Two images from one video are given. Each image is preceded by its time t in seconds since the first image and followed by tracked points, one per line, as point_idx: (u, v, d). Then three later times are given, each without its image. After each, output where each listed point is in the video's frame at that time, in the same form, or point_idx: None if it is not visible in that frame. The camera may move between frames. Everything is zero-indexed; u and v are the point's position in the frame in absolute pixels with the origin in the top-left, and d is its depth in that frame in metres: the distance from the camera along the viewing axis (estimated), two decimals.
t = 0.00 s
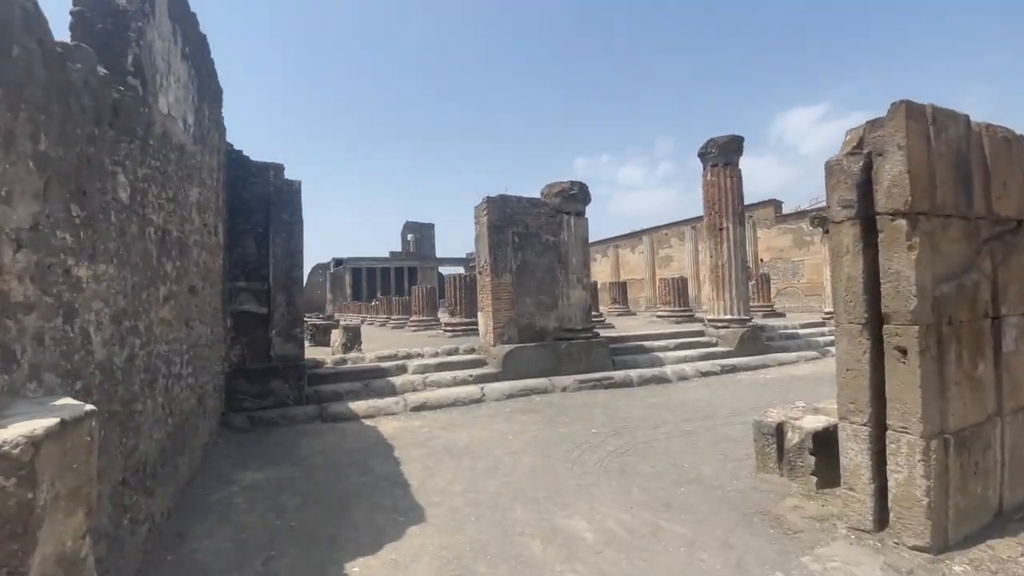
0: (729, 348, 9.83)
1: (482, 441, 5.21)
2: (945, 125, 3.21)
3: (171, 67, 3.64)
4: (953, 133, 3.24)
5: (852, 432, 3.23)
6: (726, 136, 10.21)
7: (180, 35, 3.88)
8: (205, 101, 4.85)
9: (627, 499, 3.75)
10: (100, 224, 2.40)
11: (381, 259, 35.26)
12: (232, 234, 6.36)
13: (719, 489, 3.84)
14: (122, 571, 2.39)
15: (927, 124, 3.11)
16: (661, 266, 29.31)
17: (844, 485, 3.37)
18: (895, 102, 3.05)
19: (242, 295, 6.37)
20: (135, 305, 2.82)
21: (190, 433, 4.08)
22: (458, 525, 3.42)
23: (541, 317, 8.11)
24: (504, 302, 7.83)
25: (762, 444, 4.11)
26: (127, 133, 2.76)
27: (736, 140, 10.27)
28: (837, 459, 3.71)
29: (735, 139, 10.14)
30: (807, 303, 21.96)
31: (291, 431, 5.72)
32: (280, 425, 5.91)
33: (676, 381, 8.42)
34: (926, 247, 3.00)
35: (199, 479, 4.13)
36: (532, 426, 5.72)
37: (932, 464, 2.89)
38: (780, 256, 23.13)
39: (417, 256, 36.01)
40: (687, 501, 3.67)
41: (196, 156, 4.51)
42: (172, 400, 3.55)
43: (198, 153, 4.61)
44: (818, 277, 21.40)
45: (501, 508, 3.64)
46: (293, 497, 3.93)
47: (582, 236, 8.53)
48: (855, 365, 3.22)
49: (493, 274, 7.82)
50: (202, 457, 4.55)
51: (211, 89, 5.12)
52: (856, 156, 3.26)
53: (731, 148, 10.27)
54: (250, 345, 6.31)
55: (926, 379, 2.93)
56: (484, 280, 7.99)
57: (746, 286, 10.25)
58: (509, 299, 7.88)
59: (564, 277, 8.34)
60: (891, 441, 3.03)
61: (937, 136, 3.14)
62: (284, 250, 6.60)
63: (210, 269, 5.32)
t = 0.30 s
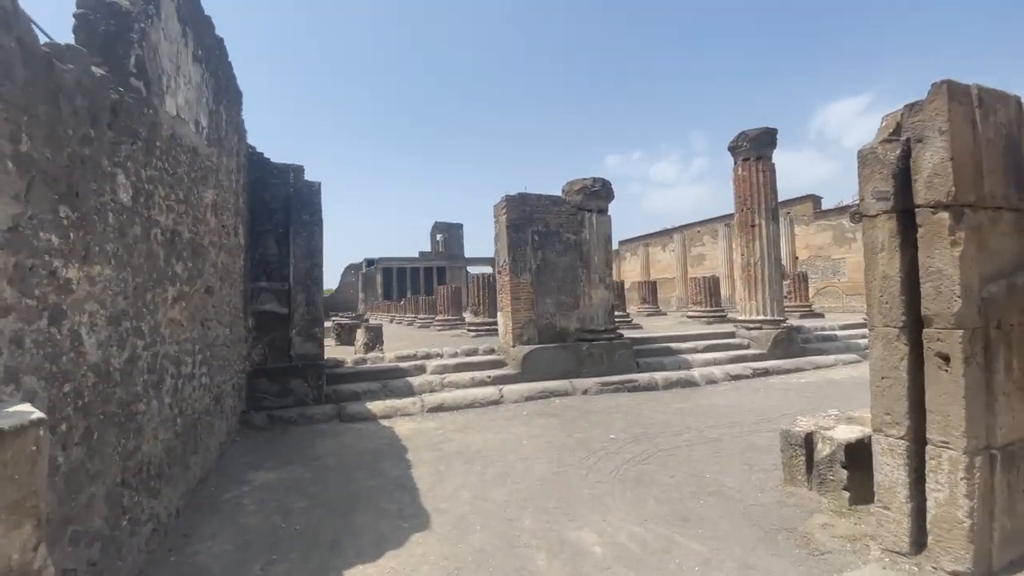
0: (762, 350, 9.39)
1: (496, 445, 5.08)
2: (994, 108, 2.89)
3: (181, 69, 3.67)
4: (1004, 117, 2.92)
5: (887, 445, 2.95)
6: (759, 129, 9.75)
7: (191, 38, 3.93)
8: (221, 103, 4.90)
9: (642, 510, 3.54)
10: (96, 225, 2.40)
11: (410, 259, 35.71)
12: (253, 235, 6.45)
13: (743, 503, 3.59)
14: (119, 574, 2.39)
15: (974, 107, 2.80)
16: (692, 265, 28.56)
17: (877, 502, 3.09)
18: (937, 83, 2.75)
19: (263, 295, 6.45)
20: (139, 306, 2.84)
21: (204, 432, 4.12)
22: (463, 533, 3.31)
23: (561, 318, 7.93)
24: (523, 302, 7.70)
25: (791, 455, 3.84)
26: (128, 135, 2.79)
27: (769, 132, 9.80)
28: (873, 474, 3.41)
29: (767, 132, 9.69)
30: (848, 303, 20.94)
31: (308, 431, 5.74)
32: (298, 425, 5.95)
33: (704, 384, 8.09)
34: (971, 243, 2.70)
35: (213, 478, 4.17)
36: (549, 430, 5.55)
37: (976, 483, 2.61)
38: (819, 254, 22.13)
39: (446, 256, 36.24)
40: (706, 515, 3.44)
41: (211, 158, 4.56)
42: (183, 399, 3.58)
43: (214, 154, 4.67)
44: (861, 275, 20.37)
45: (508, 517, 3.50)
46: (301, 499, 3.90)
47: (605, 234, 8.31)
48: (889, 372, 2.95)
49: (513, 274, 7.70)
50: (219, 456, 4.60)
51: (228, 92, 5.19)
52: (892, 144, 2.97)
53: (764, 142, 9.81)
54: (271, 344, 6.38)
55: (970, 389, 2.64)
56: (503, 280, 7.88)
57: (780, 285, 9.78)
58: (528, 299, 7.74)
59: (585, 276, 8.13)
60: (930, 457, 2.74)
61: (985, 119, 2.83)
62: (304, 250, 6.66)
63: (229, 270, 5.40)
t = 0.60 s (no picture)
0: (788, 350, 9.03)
1: (508, 448, 4.95)
2: None
3: (186, 68, 3.65)
4: None
5: (923, 456, 2.71)
6: (784, 120, 9.38)
7: (198, 37, 3.92)
8: (231, 103, 4.90)
9: (658, 520, 3.36)
10: (90, 225, 2.37)
11: (431, 259, 35.89)
12: (268, 235, 6.47)
13: (766, 515, 3.38)
14: None
15: (1019, 87, 2.54)
16: (717, 263, 27.92)
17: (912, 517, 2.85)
18: (977, 61, 2.50)
19: (278, 295, 6.45)
20: (139, 307, 2.81)
21: (214, 433, 4.11)
22: (469, 541, 3.18)
23: (578, 318, 7.76)
24: (538, 302, 7.55)
25: (817, 464, 3.60)
26: (128, 134, 2.77)
27: (796, 124, 9.41)
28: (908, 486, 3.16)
29: (793, 123, 9.31)
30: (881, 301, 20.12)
31: (320, 432, 5.72)
32: (312, 425, 5.93)
33: (727, 386, 7.80)
34: (1016, 237, 2.45)
35: (222, 479, 4.15)
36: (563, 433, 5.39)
37: None
38: (850, 251, 21.33)
39: (467, 256, 36.29)
40: (726, 527, 3.24)
41: (221, 158, 4.56)
42: (190, 400, 3.58)
43: (224, 155, 4.68)
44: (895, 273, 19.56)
45: (517, 525, 3.37)
46: (308, 502, 3.84)
47: (622, 231, 8.09)
48: (927, 378, 2.70)
49: (527, 273, 7.56)
50: (230, 456, 4.60)
51: (240, 92, 5.20)
52: (927, 129, 2.73)
53: (790, 134, 9.42)
54: (286, 344, 6.38)
55: (1017, 397, 2.39)
56: (518, 279, 7.74)
57: (808, 283, 9.40)
58: (543, 298, 7.59)
59: (602, 275, 7.94)
60: (972, 470, 2.50)
61: None
62: (317, 250, 6.66)
63: (242, 270, 5.41)
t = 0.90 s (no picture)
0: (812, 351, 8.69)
1: (520, 452, 4.77)
2: None
3: (186, 61, 3.55)
4: None
5: (974, 467, 2.47)
6: (806, 112, 9.05)
7: (199, 31, 3.82)
8: (236, 100, 4.81)
9: (679, 533, 3.15)
10: (78, 222, 2.29)
11: (444, 259, 35.89)
12: (277, 235, 6.39)
13: (796, 528, 3.14)
14: None
15: None
16: (735, 261, 27.39)
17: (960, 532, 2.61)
18: None
19: (287, 296, 6.36)
20: (133, 307, 2.70)
21: (218, 436, 4.02)
22: (477, 553, 3.02)
23: (592, 317, 7.55)
24: (551, 301, 7.36)
25: (851, 473, 3.37)
26: (121, 128, 2.67)
27: (818, 116, 9.08)
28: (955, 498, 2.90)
29: (816, 115, 8.97)
30: (907, 300, 19.48)
31: (328, 435, 5.60)
32: (321, 427, 5.83)
33: (748, 388, 7.51)
34: None
35: (227, 483, 4.06)
36: (577, 436, 5.19)
37: None
38: (874, 248, 20.71)
39: (480, 256, 36.22)
40: (753, 541, 3.01)
41: (225, 155, 4.48)
42: (191, 403, 3.48)
43: (229, 152, 4.59)
44: (921, 270, 18.91)
45: (528, 536, 3.19)
46: (312, 508, 3.71)
47: (638, 228, 7.86)
48: (981, 382, 2.46)
49: (540, 272, 7.37)
50: (236, 460, 4.51)
51: (246, 89, 5.11)
52: (977, 107, 2.48)
53: (812, 126, 9.09)
54: (295, 345, 6.29)
55: None
56: (530, 278, 7.57)
57: (832, 281, 9.05)
58: (556, 297, 7.40)
59: (617, 273, 7.72)
60: None
61: None
62: (326, 250, 6.57)
63: (249, 270, 5.34)
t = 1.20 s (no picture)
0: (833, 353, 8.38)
1: (529, 462, 4.56)
2: None
3: (181, 56, 3.41)
4: None
5: None
6: (825, 106, 8.75)
7: (195, 26, 3.69)
8: (237, 98, 4.68)
9: (701, 553, 2.93)
10: (55, 223, 2.14)
11: (454, 261, 35.81)
12: (281, 237, 6.27)
13: (829, 549, 2.90)
14: None
15: None
16: (748, 261, 26.93)
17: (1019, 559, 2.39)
18: None
19: (291, 299, 6.23)
20: (118, 313, 2.56)
21: (216, 445, 3.88)
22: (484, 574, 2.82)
23: (604, 319, 7.33)
24: (562, 303, 7.16)
25: (889, 489, 3.15)
26: (106, 124, 2.52)
27: (838, 109, 8.77)
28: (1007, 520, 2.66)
29: (836, 108, 8.67)
30: (928, 300, 18.94)
31: (333, 442, 5.45)
32: (325, 434, 5.69)
33: (767, 393, 7.23)
34: None
35: (226, 494, 3.92)
36: (590, 445, 4.98)
37: None
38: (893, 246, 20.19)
39: (490, 257, 36.08)
40: (782, 563, 2.78)
41: (225, 155, 4.35)
42: (186, 412, 3.35)
43: (229, 152, 4.46)
44: (943, 269, 18.38)
45: (538, 555, 2.99)
46: (312, 522, 3.55)
47: (651, 227, 7.63)
48: None
49: (550, 273, 7.18)
50: (236, 469, 4.37)
51: (247, 87, 4.99)
52: None
53: (831, 120, 8.79)
54: (300, 349, 6.16)
55: None
56: (540, 279, 7.37)
57: (853, 281, 8.73)
58: (567, 299, 7.20)
59: (630, 274, 7.49)
60: None
61: None
62: (331, 251, 6.44)
63: (251, 273, 5.21)
